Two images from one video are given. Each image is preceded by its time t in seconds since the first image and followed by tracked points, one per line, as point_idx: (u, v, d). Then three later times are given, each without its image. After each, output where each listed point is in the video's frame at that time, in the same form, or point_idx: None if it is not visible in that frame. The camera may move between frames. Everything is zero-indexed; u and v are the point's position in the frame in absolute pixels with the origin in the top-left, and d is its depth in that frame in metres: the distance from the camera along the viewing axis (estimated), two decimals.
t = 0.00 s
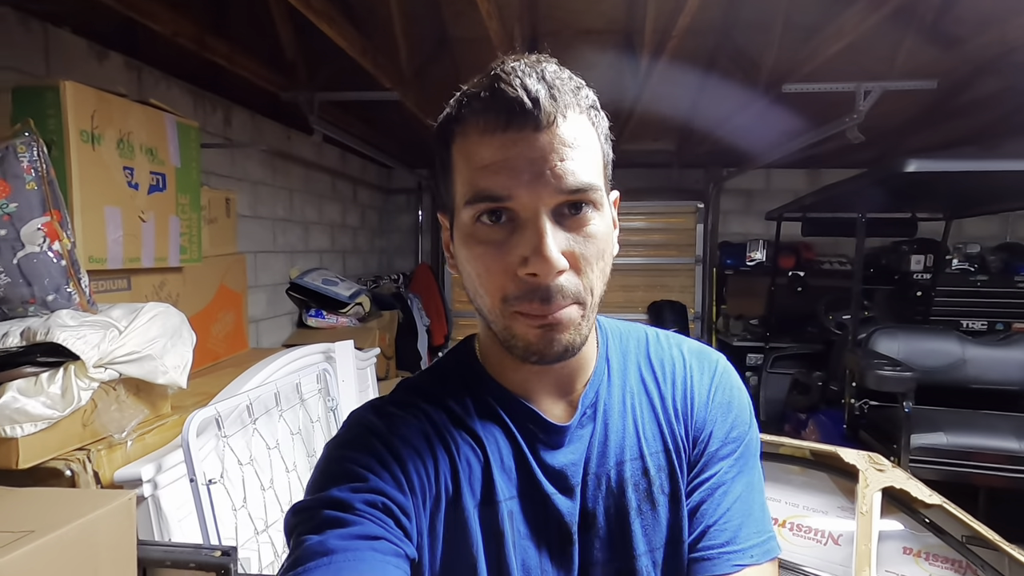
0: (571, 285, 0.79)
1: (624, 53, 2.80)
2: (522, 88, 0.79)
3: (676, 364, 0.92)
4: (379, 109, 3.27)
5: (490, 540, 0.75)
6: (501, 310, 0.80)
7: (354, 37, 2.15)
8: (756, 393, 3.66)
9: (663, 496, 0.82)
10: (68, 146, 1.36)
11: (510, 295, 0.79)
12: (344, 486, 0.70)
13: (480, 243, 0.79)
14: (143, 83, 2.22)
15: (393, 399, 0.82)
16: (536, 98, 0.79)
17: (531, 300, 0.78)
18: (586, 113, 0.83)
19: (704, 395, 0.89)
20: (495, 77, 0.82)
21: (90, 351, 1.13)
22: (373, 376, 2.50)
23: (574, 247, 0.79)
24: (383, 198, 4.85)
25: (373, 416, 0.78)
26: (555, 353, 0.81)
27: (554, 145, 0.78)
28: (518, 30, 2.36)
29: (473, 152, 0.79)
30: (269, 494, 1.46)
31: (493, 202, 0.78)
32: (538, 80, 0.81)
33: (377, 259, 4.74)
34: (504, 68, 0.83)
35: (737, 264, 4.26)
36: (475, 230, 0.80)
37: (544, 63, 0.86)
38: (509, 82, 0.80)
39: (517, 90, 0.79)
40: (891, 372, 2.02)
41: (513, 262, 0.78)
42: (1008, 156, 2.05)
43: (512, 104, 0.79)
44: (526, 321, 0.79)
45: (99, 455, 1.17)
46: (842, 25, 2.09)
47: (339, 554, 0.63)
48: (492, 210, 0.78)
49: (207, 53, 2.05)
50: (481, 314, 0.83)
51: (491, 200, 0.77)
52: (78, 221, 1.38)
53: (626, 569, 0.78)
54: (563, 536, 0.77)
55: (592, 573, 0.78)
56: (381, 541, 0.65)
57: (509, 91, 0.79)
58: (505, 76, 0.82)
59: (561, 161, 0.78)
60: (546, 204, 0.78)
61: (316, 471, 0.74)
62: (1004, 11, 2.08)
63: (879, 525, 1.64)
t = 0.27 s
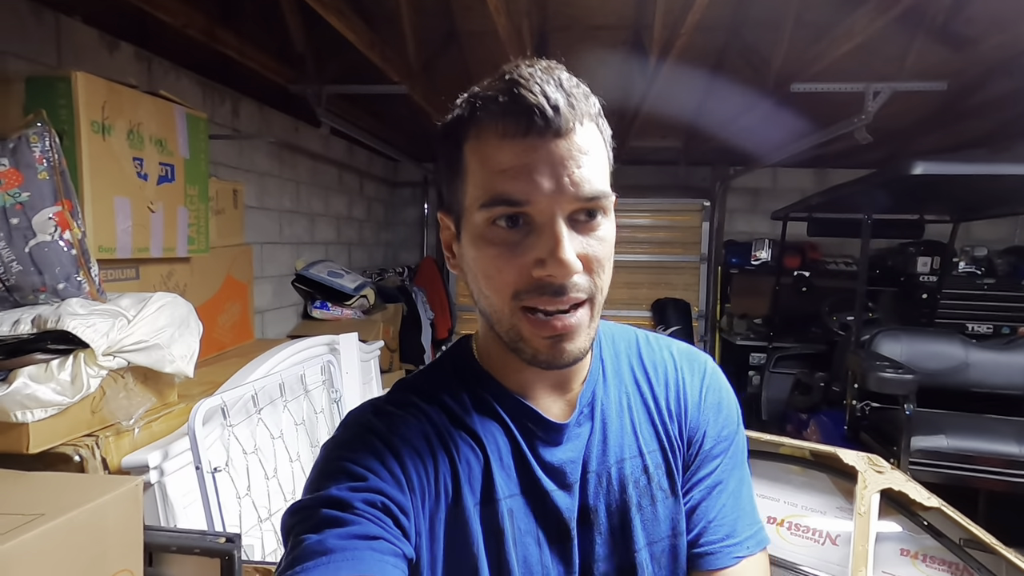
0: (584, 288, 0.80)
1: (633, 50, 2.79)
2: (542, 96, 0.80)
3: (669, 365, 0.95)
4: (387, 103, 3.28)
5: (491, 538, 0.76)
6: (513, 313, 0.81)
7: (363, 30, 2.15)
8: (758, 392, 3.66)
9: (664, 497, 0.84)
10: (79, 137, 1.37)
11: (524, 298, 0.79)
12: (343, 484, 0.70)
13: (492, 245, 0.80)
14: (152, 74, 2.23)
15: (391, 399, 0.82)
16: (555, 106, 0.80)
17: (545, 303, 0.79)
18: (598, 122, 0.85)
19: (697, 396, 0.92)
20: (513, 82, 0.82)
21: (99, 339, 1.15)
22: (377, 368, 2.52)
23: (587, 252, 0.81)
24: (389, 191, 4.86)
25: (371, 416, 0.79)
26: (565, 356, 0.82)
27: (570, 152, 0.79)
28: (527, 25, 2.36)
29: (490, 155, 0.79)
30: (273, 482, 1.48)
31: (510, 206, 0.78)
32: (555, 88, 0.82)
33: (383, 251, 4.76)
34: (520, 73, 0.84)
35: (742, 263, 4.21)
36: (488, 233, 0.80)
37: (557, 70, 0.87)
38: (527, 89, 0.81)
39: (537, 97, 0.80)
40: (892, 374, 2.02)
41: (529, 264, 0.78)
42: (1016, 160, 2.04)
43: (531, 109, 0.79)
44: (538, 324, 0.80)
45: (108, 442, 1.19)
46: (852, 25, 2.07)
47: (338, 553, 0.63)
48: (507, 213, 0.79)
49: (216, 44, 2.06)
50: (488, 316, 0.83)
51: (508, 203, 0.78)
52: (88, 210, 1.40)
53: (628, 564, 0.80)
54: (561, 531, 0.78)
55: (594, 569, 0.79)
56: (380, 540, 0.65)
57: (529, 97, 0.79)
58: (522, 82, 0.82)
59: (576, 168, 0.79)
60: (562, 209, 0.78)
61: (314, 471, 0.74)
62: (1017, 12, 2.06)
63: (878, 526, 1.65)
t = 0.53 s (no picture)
0: (609, 292, 0.82)
1: (643, 36, 2.75)
2: (584, 108, 0.80)
3: (663, 371, 0.98)
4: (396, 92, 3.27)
5: (489, 542, 0.76)
6: (544, 318, 0.80)
7: (370, 20, 2.14)
8: (769, 381, 3.65)
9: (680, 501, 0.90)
10: (92, 133, 1.39)
11: (559, 302, 0.79)
12: (340, 487, 0.70)
13: (528, 249, 0.79)
14: (163, 66, 2.25)
15: (388, 401, 0.82)
16: (596, 119, 0.80)
17: (580, 307, 0.80)
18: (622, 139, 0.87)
19: (696, 401, 0.96)
20: (550, 90, 0.82)
21: (114, 333, 1.17)
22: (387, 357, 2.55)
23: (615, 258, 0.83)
24: (399, 179, 4.87)
25: (366, 420, 0.78)
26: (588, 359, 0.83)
27: (605, 162, 0.80)
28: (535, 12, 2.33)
29: (532, 160, 0.78)
30: (284, 472, 1.52)
31: (550, 211, 0.78)
32: (594, 102, 0.82)
33: (393, 240, 4.78)
34: (554, 82, 0.84)
35: (754, 251, 4.20)
36: (522, 237, 0.79)
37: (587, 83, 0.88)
38: (567, 98, 0.81)
39: (579, 108, 0.80)
40: (904, 366, 2.01)
41: (566, 270, 0.79)
42: None
43: (573, 118, 0.79)
44: (570, 328, 0.81)
45: (124, 432, 1.23)
46: (868, 10, 2.03)
47: (334, 558, 0.62)
48: (545, 219, 0.78)
49: (225, 36, 2.06)
50: (509, 318, 0.83)
51: (552, 208, 0.77)
52: (102, 206, 1.43)
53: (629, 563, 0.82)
54: (559, 532, 0.79)
55: (595, 570, 0.80)
56: (376, 545, 0.65)
57: (571, 108, 0.79)
58: (560, 91, 0.82)
59: (609, 177, 0.80)
60: (598, 216, 0.79)
61: (311, 474, 0.74)
62: None
63: (884, 517, 1.65)
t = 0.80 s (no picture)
0: (582, 287, 0.81)
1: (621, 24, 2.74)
2: (543, 101, 0.80)
3: (663, 372, 0.99)
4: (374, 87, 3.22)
5: (483, 545, 0.75)
6: (517, 317, 0.81)
7: (344, 15, 2.10)
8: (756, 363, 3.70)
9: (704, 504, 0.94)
10: (61, 139, 1.36)
11: (527, 299, 0.80)
12: (336, 488, 0.70)
13: (495, 248, 0.79)
14: (133, 67, 2.20)
15: (385, 402, 0.82)
16: (556, 112, 0.80)
17: (549, 304, 0.80)
18: (592, 127, 0.86)
19: (705, 397, 0.99)
20: (511, 86, 0.82)
21: (93, 344, 1.15)
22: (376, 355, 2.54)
23: (585, 251, 0.82)
24: (381, 174, 4.82)
25: (363, 421, 0.78)
26: (565, 357, 0.83)
27: (567, 153, 0.79)
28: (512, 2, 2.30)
29: (491, 156, 0.78)
30: (275, 476, 1.51)
31: (511, 207, 0.78)
32: (555, 93, 0.82)
33: (378, 236, 4.74)
34: (517, 78, 0.84)
35: (738, 235, 4.27)
36: (489, 235, 0.80)
37: (554, 74, 0.87)
38: (527, 93, 0.80)
39: (538, 104, 0.80)
40: (886, 346, 2.04)
41: (531, 265, 0.79)
42: (1010, 126, 2.02)
43: (532, 113, 0.79)
44: (540, 326, 0.81)
45: (109, 444, 1.21)
46: None
47: (330, 559, 0.62)
48: (509, 215, 0.79)
49: (196, 35, 2.02)
50: (487, 319, 0.84)
51: (511, 204, 0.78)
52: (76, 214, 1.39)
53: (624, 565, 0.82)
54: (555, 534, 0.78)
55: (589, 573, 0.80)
56: (372, 546, 0.65)
57: (530, 103, 0.79)
58: (521, 86, 0.82)
59: (572, 168, 0.79)
60: (562, 206, 0.79)
61: (307, 474, 0.74)
62: None
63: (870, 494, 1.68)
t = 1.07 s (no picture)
0: (559, 295, 0.83)
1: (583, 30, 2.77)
2: (486, 127, 0.82)
3: (672, 386, 1.00)
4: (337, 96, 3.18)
5: (485, 549, 0.76)
6: (499, 332, 0.84)
7: (305, 24, 2.07)
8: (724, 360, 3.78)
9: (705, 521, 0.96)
10: (7, 157, 1.29)
11: (504, 315, 0.82)
12: (341, 487, 0.71)
13: (468, 271, 0.83)
14: (83, 79, 2.11)
15: (387, 405, 0.82)
16: (502, 133, 0.82)
17: (526, 317, 0.82)
18: (548, 135, 0.86)
19: (713, 414, 0.99)
20: (455, 116, 0.83)
21: (49, 371, 1.09)
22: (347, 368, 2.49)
23: (559, 259, 0.84)
24: (347, 183, 4.76)
25: (368, 424, 0.79)
26: (552, 363, 0.85)
27: (522, 172, 0.81)
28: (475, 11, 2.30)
29: (448, 189, 0.82)
30: (247, 498, 1.46)
31: (473, 234, 0.81)
32: (499, 114, 0.83)
33: (345, 246, 4.67)
34: (462, 104, 0.85)
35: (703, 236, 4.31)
36: (463, 259, 0.83)
37: (499, 92, 0.88)
38: (470, 121, 0.82)
39: (482, 130, 0.82)
40: (847, 340, 2.12)
41: (502, 284, 0.81)
42: (954, 126, 2.13)
43: (479, 142, 0.81)
44: (523, 337, 0.83)
45: (68, 474, 1.15)
46: None
47: (334, 557, 0.64)
48: (476, 239, 0.82)
49: (149, 45, 1.95)
50: (475, 335, 0.87)
51: (473, 231, 0.81)
52: (25, 235, 1.33)
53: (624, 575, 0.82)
54: (555, 543, 0.79)
55: None
56: (376, 545, 0.67)
57: (475, 131, 0.81)
58: (465, 114, 0.84)
59: (529, 184, 0.81)
60: (523, 224, 0.81)
61: (311, 473, 0.75)
62: None
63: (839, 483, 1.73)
